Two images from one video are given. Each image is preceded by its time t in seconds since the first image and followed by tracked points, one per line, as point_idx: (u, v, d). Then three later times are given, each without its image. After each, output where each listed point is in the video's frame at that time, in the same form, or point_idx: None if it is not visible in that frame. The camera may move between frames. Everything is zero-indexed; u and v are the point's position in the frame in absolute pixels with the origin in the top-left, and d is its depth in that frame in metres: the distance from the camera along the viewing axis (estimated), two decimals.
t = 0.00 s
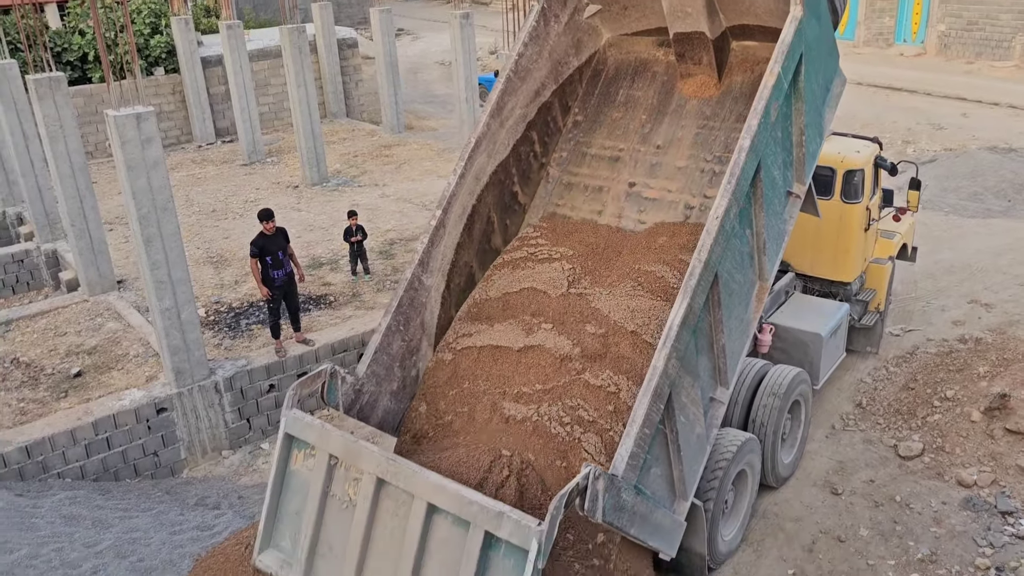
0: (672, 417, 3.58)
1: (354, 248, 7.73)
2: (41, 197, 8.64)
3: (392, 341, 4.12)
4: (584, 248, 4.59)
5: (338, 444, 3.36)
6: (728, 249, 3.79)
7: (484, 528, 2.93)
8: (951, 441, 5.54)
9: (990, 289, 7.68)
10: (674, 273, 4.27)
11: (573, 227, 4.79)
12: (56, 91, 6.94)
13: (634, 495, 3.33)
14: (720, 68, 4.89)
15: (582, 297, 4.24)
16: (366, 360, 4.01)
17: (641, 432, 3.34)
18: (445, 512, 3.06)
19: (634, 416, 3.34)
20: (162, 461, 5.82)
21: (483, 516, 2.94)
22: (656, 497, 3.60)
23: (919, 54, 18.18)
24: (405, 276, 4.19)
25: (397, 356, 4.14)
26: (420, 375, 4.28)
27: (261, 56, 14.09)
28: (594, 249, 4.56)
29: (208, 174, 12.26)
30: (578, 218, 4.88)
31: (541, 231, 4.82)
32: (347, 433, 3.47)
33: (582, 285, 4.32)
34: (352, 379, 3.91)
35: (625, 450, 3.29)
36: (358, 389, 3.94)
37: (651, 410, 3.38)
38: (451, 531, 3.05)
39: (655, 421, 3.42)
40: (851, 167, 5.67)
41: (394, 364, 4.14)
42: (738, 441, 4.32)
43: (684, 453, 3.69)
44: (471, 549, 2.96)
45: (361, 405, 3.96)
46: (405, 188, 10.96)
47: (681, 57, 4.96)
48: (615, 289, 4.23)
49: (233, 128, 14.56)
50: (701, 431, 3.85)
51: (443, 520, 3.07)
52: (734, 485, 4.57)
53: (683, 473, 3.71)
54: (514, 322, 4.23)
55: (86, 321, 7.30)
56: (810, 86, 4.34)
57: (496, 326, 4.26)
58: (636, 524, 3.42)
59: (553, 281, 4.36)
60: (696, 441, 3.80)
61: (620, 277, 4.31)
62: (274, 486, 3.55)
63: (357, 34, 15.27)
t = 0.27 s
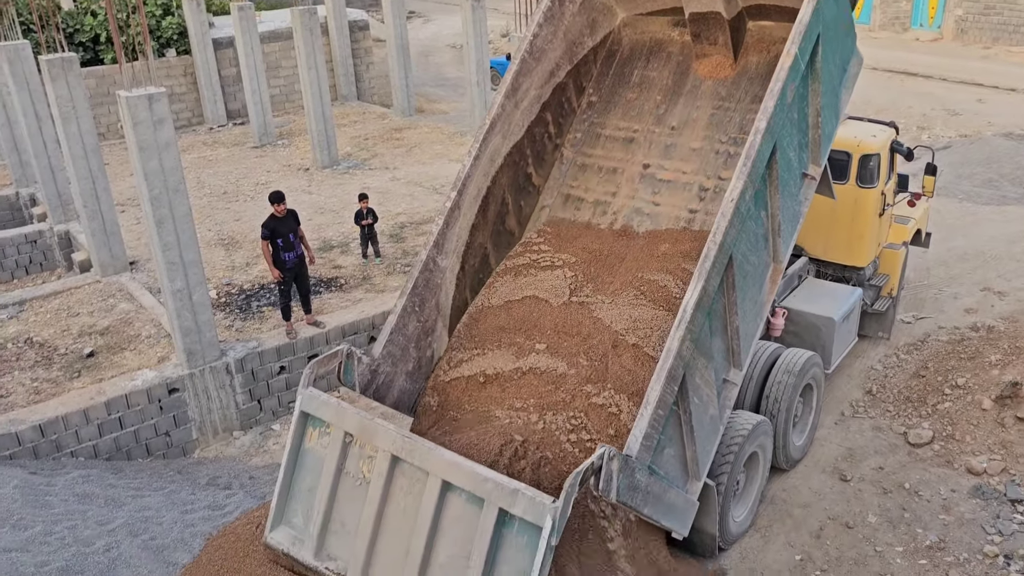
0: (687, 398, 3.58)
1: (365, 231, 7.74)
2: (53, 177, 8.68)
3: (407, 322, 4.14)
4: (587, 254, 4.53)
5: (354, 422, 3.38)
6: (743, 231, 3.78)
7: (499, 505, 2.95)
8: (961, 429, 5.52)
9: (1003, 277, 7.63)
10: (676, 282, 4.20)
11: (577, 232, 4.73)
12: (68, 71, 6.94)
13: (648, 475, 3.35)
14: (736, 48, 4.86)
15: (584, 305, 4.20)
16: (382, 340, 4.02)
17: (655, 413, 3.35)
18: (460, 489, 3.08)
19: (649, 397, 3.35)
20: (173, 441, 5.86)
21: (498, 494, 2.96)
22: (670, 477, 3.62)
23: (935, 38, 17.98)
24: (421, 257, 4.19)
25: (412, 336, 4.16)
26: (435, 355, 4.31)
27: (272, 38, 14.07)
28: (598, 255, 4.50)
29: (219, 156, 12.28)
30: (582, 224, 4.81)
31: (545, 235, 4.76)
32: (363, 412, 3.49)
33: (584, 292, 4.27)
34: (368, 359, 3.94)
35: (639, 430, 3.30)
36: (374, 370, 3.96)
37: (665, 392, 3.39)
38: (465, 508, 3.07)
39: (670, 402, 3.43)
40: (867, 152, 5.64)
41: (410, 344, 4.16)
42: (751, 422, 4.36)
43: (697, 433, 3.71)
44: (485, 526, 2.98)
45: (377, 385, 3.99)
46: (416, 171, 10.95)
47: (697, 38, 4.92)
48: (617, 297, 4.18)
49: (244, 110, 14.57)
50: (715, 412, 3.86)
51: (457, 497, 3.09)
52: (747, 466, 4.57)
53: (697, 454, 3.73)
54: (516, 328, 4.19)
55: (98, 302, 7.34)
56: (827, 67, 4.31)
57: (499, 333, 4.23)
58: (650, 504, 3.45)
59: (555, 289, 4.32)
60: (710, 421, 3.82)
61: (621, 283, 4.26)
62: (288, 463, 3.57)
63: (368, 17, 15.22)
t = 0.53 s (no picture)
0: (691, 385, 3.58)
1: (371, 216, 7.74)
2: (61, 159, 8.69)
3: (412, 307, 4.14)
4: (584, 259, 4.49)
5: (358, 407, 3.39)
6: (749, 217, 3.76)
7: (501, 492, 2.95)
8: (967, 419, 5.50)
9: (1012, 267, 7.58)
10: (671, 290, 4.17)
11: (573, 236, 4.69)
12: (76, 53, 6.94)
13: (651, 462, 3.36)
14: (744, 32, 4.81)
15: (579, 309, 4.17)
16: (386, 326, 4.03)
17: (659, 400, 3.35)
18: (463, 476, 3.09)
19: (652, 385, 3.34)
20: (180, 422, 5.89)
21: (500, 480, 2.96)
22: (673, 463, 3.62)
23: (947, 25, 17.81)
24: (425, 243, 4.18)
25: (417, 322, 4.17)
26: (440, 341, 4.32)
27: (280, 21, 14.03)
28: (593, 260, 4.46)
29: (227, 139, 12.28)
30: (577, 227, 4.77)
31: (540, 239, 4.74)
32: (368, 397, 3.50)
33: (579, 297, 4.24)
34: (373, 345, 3.94)
35: (643, 417, 3.30)
36: (379, 355, 3.97)
37: (669, 379, 3.38)
38: (468, 494, 3.08)
39: (674, 390, 3.43)
40: (876, 139, 5.60)
41: (414, 330, 4.16)
42: (756, 409, 4.35)
43: (701, 419, 3.70)
44: (487, 512, 2.98)
45: (382, 370, 4.00)
46: (423, 155, 10.93)
47: (705, 21, 4.86)
48: (611, 305, 4.14)
49: (251, 93, 14.55)
50: (719, 399, 3.86)
51: (460, 483, 3.10)
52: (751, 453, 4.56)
53: (701, 440, 3.73)
54: (509, 332, 4.17)
55: (106, 284, 7.37)
56: (835, 51, 4.27)
57: (493, 336, 4.20)
58: (653, 490, 3.46)
59: (549, 294, 4.29)
60: (714, 408, 3.81)
61: (616, 289, 4.23)
62: (293, 449, 3.59)
63: None
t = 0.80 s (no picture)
0: (694, 371, 3.58)
1: (377, 200, 7.74)
2: (68, 141, 8.70)
3: (416, 293, 4.14)
4: (580, 261, 4.45)
5: (361, 394, 3.39)
6: (754, 203, 3.74)
7: (505, 478, 2.95)
8: (973, 407, 5.49)
9: (1021, 255, 7.54)
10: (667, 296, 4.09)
11: (568, 240, 4.64)
12: (82, 35, 6.92)
13: (654, 449, 3.36)
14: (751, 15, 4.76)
15: (574, 310, 4.12)
16: (390, 312, 4.03)
17: (662, 387, 3.35)
18: (466, 462, 3.10)
19: (655, 372, 3.34)
20: (186, 404, 5.91)
21: (504, 467, 2.96)
22: (676, 450, 3.62)
23: (959, 10, 17.64)
24: (429, 228, 4.18)
25: (421, 308, 4.18)
26: (444, 327, 4.32)
27: (286, 4, 13.98)
28: (588, 263, 4.42)
29: (233, 122, 12.27)
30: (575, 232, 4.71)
31: (534, 243, 4.68)
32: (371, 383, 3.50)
33: (575, 297, 4.19)
34: (377, 331, 3.94)
35: (646, 404, 3.30)
36: (383, 342, 3.97)
37: (672, 366, 3.37)
38: (471, 481, 3.09)
39: (677, 376, 3.42)
40: (885, 126, 5.56)
41: (418, 316, 4.17)
42: (760, 396, 4.35)
43: (705, 405, 3.70)
44: (490, 499, 2.99)
45: (386, 356, 4.00)
46: (429, 139, 10.92)
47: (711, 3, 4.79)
48: (606, 309, 4.07)
49: (257, 76, 14.53)
50: (723, 385, 3.85)
51: (462, 469, 3.11)
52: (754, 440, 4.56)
53: (704, 427, 3.73)
54: (501, 336, 4.12)
55: (112, 266, 7.39)
56: (842, 34, 4.24)
57: (486, 339, 4.15)
58: (656, 477, 3.46)
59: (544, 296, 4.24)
60: (718, 394, 3.81)
61: (612, 292, 4.17)
62: (297, 434, 3.60)
63: None
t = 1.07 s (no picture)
0: (700, 357, 3.57)
1: (382, 184, 7.72)
2: (74, 124, 8.70)
3: (422, 278, 4.14)
4: (577, 259, 4.42)
5: (368, 378, 3.40)
6: (761, 188, 3.72)
7: (509, 463, 2.95)
8: (978, 394, 5.48)
9: None
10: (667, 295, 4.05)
11: (566, 239, 4.61)
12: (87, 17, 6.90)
13: (659, 435, 3.36)
14: None
15: (574, 306, 4.10)
16: (396, 297, 4.03)
17: (667, 373, 3.34)
18: (471, 447, 3.10)
19: (661, 357, 3.33)
20: (192, 387, 5.93)
21: (509, 452, 2.96)
22: (681, 434, 3.62)
23: None
24: (435, 213, 4.16)
25: (427, 293, 4.17)
26: (450, 311, 4.32)
27: None
28: (587, 260, 4.40)
29: (239, 106, 12.25)
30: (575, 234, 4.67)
31: (530, 244, 4.64)
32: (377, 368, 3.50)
33: (572, 293, 4.17)
34: (383, 316, 3.94)
35: (651, 389, 3.30)
36: (389, 326, 3.97)
37: (678, 352, 3.37)
38: (476, 465, 3.09)
39: (682, 362, 3.42)
40: (894, 111, 5.51)
41: (424, 300, 4.17)
42: (766, 381, 4.35)
43: (710, 391, 3.70)
44: (495, 483, 2.99)
45: (392, 340, 4.00)
46: (434, 124, 10.89)
47: None
48: (605, 307, 4.03)
49: (263, 60, 14.50)
50: (729, 370, 3.85)
51: (467, 454, 3.11)
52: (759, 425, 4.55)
53: (709, 412, 3.73)
54: (500, 335, 4.10)
55: (118, 250, 7.41)
56: (852, 17, 4.20)
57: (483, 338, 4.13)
58: (662, 462, 3.46)
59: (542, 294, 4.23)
60: (724, 380, 3.81)
61: (611, 289, 4.14)
62: (302, 418, 3.61)
63: None
